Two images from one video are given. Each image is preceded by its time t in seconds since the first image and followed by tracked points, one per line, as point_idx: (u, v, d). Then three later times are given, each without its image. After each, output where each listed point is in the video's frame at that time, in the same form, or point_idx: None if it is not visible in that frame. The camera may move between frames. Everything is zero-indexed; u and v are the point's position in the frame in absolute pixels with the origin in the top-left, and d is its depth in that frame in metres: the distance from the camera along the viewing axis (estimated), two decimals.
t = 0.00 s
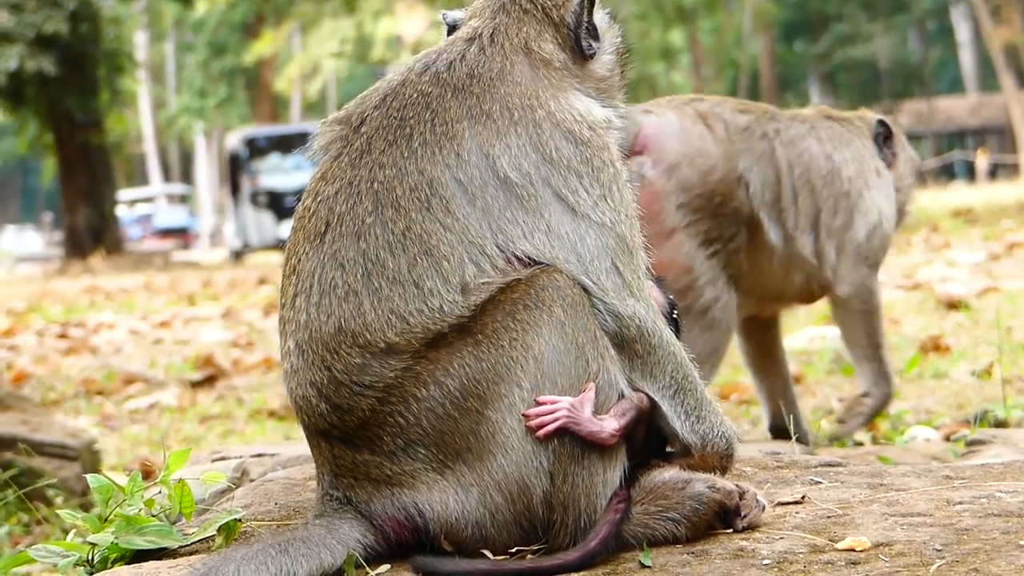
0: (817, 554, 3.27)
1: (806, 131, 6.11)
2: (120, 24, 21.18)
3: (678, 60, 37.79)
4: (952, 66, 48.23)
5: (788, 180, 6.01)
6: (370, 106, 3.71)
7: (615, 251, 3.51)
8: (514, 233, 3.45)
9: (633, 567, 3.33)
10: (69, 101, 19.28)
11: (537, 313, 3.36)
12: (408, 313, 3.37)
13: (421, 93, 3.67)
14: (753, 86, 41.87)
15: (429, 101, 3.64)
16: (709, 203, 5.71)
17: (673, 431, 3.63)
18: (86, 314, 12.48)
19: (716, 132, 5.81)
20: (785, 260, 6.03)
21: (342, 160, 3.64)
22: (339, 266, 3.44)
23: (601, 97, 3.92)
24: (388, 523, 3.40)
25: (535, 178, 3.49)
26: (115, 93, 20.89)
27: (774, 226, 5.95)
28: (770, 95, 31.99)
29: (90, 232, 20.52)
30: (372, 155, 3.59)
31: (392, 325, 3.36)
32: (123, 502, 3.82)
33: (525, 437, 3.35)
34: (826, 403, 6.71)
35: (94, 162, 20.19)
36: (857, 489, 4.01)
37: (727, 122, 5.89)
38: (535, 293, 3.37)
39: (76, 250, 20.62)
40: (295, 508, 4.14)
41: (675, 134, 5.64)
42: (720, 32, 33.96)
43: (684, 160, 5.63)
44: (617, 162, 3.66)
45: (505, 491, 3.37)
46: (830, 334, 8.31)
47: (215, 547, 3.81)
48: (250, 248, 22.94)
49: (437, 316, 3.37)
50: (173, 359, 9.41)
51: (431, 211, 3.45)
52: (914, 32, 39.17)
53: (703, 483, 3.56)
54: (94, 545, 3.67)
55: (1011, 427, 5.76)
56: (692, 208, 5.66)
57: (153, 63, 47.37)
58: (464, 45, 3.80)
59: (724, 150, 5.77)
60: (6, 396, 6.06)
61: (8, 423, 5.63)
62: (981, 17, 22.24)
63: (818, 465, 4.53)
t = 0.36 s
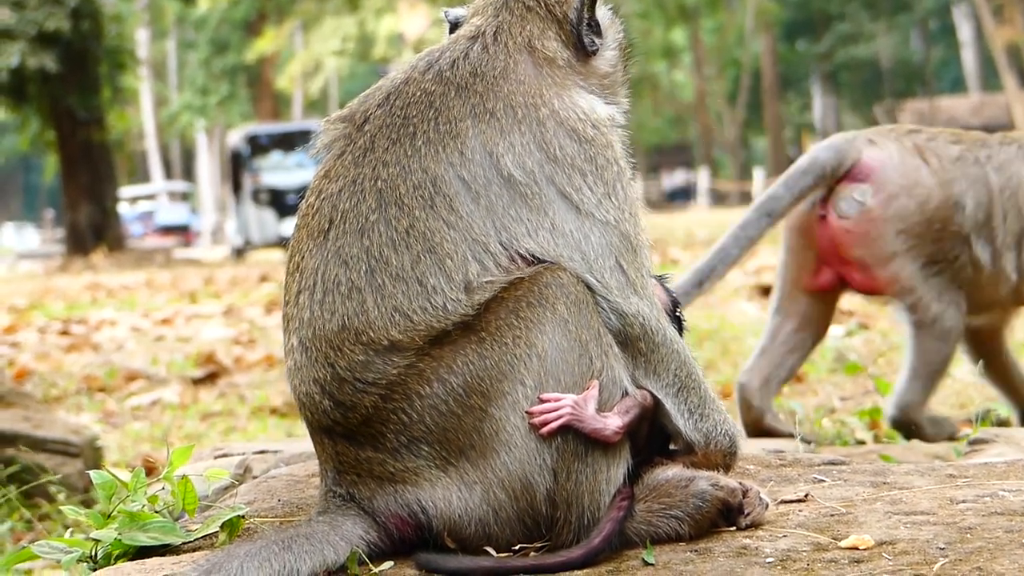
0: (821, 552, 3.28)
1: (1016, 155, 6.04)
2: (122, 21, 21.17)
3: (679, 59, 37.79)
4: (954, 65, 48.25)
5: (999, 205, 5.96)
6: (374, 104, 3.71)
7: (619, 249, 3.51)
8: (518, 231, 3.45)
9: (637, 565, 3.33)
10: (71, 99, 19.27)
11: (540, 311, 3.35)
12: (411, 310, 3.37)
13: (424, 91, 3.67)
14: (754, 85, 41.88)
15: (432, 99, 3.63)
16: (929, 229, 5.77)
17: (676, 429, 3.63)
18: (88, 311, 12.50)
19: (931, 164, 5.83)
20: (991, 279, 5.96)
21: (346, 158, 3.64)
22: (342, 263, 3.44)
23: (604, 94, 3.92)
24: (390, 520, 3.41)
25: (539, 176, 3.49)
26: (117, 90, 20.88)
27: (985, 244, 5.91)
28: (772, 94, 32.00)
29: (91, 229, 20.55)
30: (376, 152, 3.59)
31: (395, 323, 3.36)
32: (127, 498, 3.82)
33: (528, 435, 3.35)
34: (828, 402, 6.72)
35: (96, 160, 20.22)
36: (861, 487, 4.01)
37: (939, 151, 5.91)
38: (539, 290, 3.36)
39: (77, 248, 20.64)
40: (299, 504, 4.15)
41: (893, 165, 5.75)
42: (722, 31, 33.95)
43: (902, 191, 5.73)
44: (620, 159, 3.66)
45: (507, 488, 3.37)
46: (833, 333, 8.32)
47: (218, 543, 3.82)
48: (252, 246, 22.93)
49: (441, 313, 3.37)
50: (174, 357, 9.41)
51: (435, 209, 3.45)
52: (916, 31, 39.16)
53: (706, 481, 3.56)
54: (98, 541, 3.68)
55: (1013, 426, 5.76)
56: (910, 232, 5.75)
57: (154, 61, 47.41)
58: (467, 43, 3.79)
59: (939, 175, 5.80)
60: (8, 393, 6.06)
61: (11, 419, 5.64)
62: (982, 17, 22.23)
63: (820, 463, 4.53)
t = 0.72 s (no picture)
0: (826, 549, 3.28)
1: None
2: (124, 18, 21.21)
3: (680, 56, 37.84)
4: (956, 63, 48.34)
5: None
6: (377, 101, 3.71)
7: (623, 247, 3.53)
8: (523, 229, 3.46)
9: (641, 561, 3.33)
10: (73, 96, 19.30)
11: (545, 307, 3.35)
12: (416, 307, 3.37)
13: (428, 88, 3.67)
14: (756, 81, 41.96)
15: (436, 96, 3.64)
16: None
17: (680, 426, 3.64)
18: (90, 308, 12.51)
19: None
20: None
21: (350, 155, 3.64)
22: (347, 260, 3.44)
23: (607, 91, 3.93)
24: (395, 516, 3.41)
25: (543, 174, 3.50)
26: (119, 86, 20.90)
27: None
28: (774, 91, 32.02)
29: (94, 227, 20.56)
30: (380, 150, 3.59)
31: (400, 319, 3.37)
32: (131, 495, 3.82)
33: (533, 431, 3.35)
34: (831, 398, 6.70)
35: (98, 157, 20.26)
36: (865, 483, 4.01)
37: None
38: (544, 287, 3.37)
39: (80, 244, 20.65)
40: (303, 501, 4.15)
41: None
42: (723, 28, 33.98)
43: None
44: (624, 157, 3.67)
45: (512, 485, 3.37)
46: (834, 330, 8.31)
47: (222, 539, 3.82)
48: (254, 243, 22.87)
49: (446, 310, 3.37)
50: (177, 353, 9.42)
51: (440, 207, 3.45)
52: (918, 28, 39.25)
53: (711, 477, 3.57)
54: (101, 537, 3.68)
55: (1016, 422, 5.75)
56: None
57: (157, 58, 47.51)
58: (470, 40, 3.79)
59: None
60: (11, 389, 6.06)
61: (14, 416, 5.64)
62: (984, 13, 22.32)
63: (824, 460, 4.53)
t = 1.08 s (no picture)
0: (827, 551, 3.28)
1: None
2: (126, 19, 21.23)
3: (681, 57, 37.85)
4: (958, 64, 48.39)
5: None
6: (379, 104, 3.71)
7: (625, 249, 3.53)
8: (525, 232, 3.46)
9: (643, 564, 3.33)
10: (75, 97, 19.31)
11: (546, 309, 3.35)
12: (418, 310, 3.37)
13: (429, 91, 3.67)
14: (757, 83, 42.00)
15: (438, 99, 3.64)
16: None
17: (682, 429, 3.64)
18: (91, 309, 12.50)
19: None
20: None
21: (351, 157, 3.64)
22: (349, 263, 3.44)
23: (608, 93, 3.93)
24: (397, 519, 3.41)
25: (544, 177, 3.51)
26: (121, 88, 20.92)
27: None
28: (775, 92, 32.01)
29: (95, 227, 20.57)
30: (381, 153, 3.59)
31: (402, 322, 3.36)
32: (133, 497, 3.82)
33: (534, 433, 3.35)
34: (833, 400, 6.70)
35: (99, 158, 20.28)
36: (867, 486, 4.01)
37: None
38: (545, 289, 3.37)
39: (81, 245, 20.66)
40: (304, 504, 4.15)
41: None
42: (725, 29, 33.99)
43: None
44: (626, 159, 3.67)
45: (513, 487, 3.37)
46: (836, 331, 8.31)
47: (224, 542, 3.82)
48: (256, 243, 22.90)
49: (448, 312, 3.37)
50: (178, 355, 9.42)
51: (441, 209, 3.45)
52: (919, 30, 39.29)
53: (713, 480, 3.56)
54: (104, 540, 3.68)
55: (1019, 424, 5.74)
56: None
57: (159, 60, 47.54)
58: (471, 43, 3.80)
59: None
60: (12, 390, 6.06)
61: (15, 417, 5.64)
62: (985, 15, 22.36)
63: (826, 463, 4.53)
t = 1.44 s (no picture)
0: (828, 560, 3.28)
1: None
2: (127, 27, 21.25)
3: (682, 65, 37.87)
4: (958, 72, 48.45)
5: None
6: (380, 112, 3.71)
7: (626, 258, 3.54)
8: (526, 240, 3.47)
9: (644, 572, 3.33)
10: (76, 104, 19.32)
11: (547, 318, 3.35)
12: (419, 317, 3.37)
13: (430, 99, 3.68)
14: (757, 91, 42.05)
15: (439, 108, 3.64)
16: None
17: (683, 437, 3.64)
18: (92, 317, 12.51)
19: None
20: None
21: (353, 166, 3.64)
22: (350, 271, 3.45)
23: (610, 101, 3.94)
24: (397, 527, 3.40)
25: (546, 185, 3.51)
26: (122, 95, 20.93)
27: None
28: (776, 100, 32.02)
29: (96, 235, 20.58)
30: (382, 161, 3.60)
31: (403, 330, 3.37)
32: (133, 505, 3.81)
33: (535, 441, 3.35)
34: (833, 408, 6.71)
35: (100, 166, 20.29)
36: (867, 494, 4.01)
37: None
38: (546, 297, 3.37)
39: (82, 253, 20.68)
40: (305, 513, 4.14)
41: None
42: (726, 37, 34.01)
43: None
44: (627, 168, 3.68)
45: (515, 495, 3.37)
46: (836, 339, 8.31)
47: (225, 551, 3.82)
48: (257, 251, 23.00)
49: (449, 320, 3.37)
50: (179, 363, 9.43)
51: (443, 217, 3.45)
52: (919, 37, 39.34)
53: (713, 488, 3.57)
54: (104, 549, 3.67)
55: (1019, 432, 5.74)
56: None
57: (159, 67, 47.63)
58: (472, 51, 3.81)
59: None
60: (12, 398, 6.06)
61: (16, 425, 5.64)
62: (986, 22, 22.39)
63: (827, 471, 4.53)
